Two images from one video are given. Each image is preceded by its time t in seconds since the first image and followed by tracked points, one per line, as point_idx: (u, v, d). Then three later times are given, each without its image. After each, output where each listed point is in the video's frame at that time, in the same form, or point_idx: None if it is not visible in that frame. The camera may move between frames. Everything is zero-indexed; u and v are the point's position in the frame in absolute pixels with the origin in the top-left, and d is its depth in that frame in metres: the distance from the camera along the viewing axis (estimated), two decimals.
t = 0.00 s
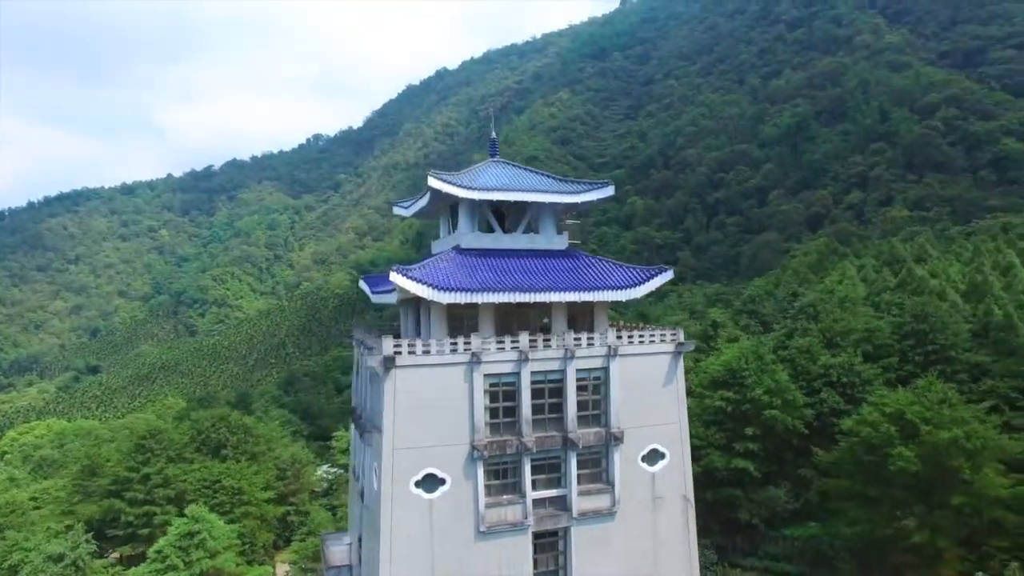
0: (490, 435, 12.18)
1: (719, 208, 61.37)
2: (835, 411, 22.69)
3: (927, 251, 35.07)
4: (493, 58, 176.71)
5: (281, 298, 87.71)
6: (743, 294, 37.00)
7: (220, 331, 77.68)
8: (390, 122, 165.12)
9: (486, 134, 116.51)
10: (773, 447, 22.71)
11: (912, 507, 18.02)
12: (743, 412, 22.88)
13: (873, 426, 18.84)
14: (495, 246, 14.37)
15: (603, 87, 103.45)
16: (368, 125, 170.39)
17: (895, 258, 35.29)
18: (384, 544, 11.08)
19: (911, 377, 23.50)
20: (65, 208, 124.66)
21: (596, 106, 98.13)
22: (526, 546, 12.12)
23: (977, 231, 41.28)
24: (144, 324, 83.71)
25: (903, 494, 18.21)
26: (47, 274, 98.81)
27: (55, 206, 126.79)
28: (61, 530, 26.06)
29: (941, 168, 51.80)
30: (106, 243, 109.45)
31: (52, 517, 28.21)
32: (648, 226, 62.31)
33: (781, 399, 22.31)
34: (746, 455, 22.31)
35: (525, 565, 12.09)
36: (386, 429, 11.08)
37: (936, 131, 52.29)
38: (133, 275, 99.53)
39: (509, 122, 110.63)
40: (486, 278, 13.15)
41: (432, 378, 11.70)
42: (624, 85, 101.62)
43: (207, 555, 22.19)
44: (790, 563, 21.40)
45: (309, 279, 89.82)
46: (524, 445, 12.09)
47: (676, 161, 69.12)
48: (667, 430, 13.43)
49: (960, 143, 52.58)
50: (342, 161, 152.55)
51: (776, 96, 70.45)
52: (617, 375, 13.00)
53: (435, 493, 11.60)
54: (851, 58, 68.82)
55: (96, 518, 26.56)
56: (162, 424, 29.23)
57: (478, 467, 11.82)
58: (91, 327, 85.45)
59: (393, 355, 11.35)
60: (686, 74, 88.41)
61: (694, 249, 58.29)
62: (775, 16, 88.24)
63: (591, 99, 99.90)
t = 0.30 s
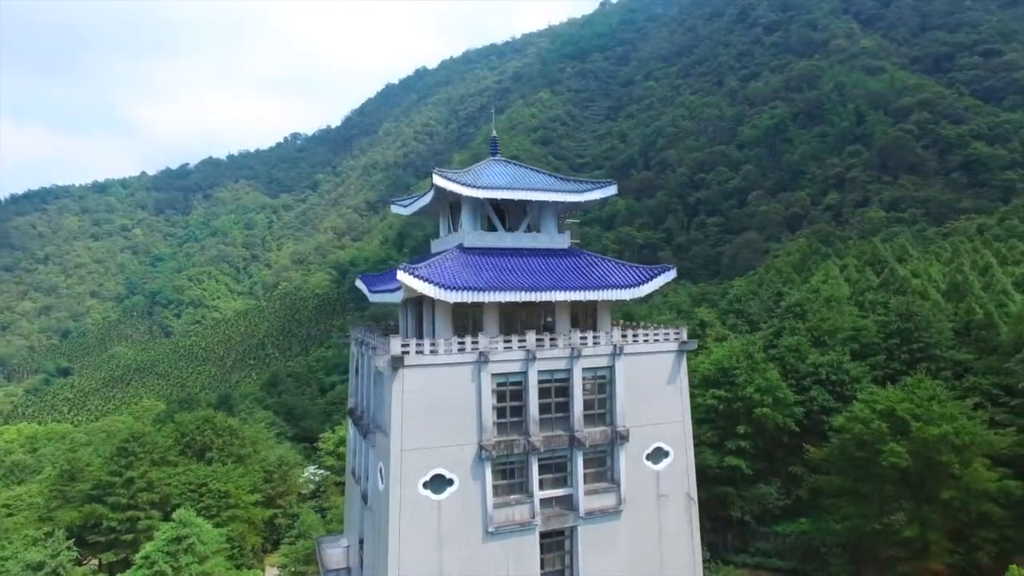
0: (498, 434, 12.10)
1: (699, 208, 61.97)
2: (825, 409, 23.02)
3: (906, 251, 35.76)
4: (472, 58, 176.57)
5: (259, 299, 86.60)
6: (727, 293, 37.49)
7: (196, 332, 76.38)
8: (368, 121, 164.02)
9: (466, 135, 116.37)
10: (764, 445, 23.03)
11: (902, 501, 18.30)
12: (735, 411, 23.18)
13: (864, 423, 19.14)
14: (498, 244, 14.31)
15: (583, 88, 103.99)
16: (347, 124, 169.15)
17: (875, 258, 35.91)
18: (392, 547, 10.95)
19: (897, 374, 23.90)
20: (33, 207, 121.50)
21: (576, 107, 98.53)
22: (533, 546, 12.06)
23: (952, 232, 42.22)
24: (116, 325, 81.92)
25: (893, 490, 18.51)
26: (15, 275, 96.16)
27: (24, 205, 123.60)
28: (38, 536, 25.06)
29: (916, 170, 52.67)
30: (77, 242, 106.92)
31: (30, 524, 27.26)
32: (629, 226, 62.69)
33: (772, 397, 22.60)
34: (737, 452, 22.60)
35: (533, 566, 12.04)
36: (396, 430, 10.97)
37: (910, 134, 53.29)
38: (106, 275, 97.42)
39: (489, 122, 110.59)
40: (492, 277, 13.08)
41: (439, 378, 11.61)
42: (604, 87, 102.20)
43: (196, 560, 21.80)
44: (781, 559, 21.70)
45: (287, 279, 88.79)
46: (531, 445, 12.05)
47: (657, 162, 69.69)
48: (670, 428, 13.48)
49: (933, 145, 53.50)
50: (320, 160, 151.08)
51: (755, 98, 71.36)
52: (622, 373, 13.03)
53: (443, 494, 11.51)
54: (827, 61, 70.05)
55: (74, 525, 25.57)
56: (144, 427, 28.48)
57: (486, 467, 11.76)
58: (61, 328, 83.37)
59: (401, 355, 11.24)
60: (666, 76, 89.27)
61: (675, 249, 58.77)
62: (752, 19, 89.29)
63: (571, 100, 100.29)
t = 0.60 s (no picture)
0: (505, 434, 12.05)
1: (683, 209, 62.36)
2: (816, 407, 23.27)
3: (890, 251, 36.28)
4: (455, 57, 176.32)
5: (240, 299, 85.53)
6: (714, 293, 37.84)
7: (175, 332, 75.21)
8: (351, 120, 162.99)
9: (449, 134, 116.14)
10: (757, 443, 23.24)
11: (894, 498, 18.51)
12: (728, 409, 23.38)
13: (857, 420, 19.38)
14: (501, 243, 14.30)
15: (567, 89, 104.33)
16: (329, 123, 167.88)
17: (861, 258, 36.38)
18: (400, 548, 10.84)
19: (886, 373, 24.25)
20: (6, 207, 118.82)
21: (560, 107, 98.72)
22: (539, 545, 12.02)
23: (933, 233, 42.94)
24: (92, 326, 80.30)
25: (886, 486, 18.74)
26: None
27: None
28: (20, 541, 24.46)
29: (895, 172, 53.54)
30: (51, 241, 104.64)
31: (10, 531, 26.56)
32: (614, 226, 62.93)
33: (764, 395, 22.79)
34: (730, 450, 22.80)
35: (540, 565, 12.01)
36: (403, 430, 10.88)
37: (890, 137, 54.14)
38: (82, 275, 95.47)
39: (473, 122, 110.43)
40: (497, 276, 13.03)
41: (447, 377, 11.53)
42: (587, 88, 102.64)
43: (186, 564, 21.52)
44: (775, 556, 21.77)
45: (269, 279, 87.78)
46: (537, 444, 12.02)
47: (641, 163, 70.08)
48: (673, 426, 13.52)
49: (911, 148, 54.34)
50: (301, 159, 149.70)
51: (738, 100, 72.00)
52: (627, 371, 13.05)
53: (451, 494, 11.42)
54: (808, 64, 70.96)
55: (57, 530, 24.97)
56: (130, 430, 27.95)
57: (493, 467, 11.69)
58: (35, 329, 81.47)
59: (409, 354, 11.13)
60: (650, 78, 89.88)
61: (660, 249, 59.09)
62: (735, 22, 89.84)
63: (555, 100, 100.49)
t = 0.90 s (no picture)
0: (512, 433, 11.99)
1: (665, 209, 62.80)
2: (806, 405, 23.55)
3: (871, 252, 36.94)
4: (436, 57, 175.81)
5: (219, 299, 84.30)
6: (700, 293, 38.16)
7: (152, 333, 73.83)
8: (331, 119, 161.69)
9: (430, 134, 115.79)
10: (748, 440, 23.52)
11: (884, 493, 18.83)
12: (721, 407, 23.61)
13: (849, 417, 19.66)
14: (504, 241, 14.25)
15: (548, 89, 104.61)
16: (308, 121, 166.28)
17: (845, 258, 36.94)
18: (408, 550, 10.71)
19: (873, 371, 24.68)
20: None
21: (541, 108, 98.88)
22: (546, 545, 11.98)
23: (911, 234, 43.78)
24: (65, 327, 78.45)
25: (876, 482, 19.04)
26: None
27: None
28: None
29: (873, 174, 54.53)
30: (21, 240, 102.00)
31: None
32: (597, 227, 63.22)
33: (756, 393, 23.01)
34: (723, 448, 23.05)
35: (547, 564, 11.97)
36: (412, 429, 10.76)
37: (867, 140, 55.14)
38: (54, 274, 93.17)
39: (454, 122, 110.17)
40: (502, 274, 12.97)
41: (455, 376, 11.44)
42: (569, 89, 103.05)
43: (176, 569, 21.19)
44: (766, 552, 22.09)
45: (248, 279, 86.58)
46: (544, 443, 11.98)
47: (624, 163, 70.47)
48: (676, 424, 13.57)
49: (888, 150, 55.35)
50: (280, 158, 148.12)
51: (719, 102, 72.69)
52: (631, 370, 13.07)
53: (459, 494, 11.33)
54: (788, 67, 71.95)
55: (37, 536, 24.25)
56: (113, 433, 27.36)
57: (501, 466, 11.63)
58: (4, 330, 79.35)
59: (417, 353, 11.00)
60: (632, 79, 90.49)
61: (643, 249, 59.46)
62: (716, 24, 90.51)
63: (537, 100, 100.65)
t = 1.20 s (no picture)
0: (517, 432, 11.95)
1: (648, 209, 63.17)
2: (796, 403, 23.83)
3: (853, 252, 37.54)
4: (418, 56, 175.38)
5: (198, 299, 83.07)
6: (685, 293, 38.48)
7: (128, 334, 72.43)
8: (311, 118, 160.41)
9: (412, 134, 115.41)
10: (739, 438, 23.79)
11: (874, 488, 19.10)
12: (712, 406, 23.83)
13: (840, 414, 19.94)
14: (504, 239, 14.21)
15: (530, 89, 104.83)
16: (288, 120, 164.77)
17: (828, 258, 37.49)
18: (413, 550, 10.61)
19: (860, 369, 25.05)
20: None
21: (524, 108, 98.99)
22: (551, 544, 11.95)
23: (891, 235, 44.60)
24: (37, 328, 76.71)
25: (866, 478, 19.32)
26: None
27: None
28: None
29: (852, 176, 55.42)
30: None
31: None
32: (582, 227, 63.40)
33: (747, 392, 23.26)
34: (714, 446, 23.27)
35: (551, 564, 11.94)
36: (417, 430, 10.66)
37: (846, 142, 56.02)
38: (26, 273, 90.97)
39: (436, 122, 109.91)
40: (504, 273, 12.94)
41: (458, 376, 11.36)
42: (551, 90, 103.36)
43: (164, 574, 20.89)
44: (758, 548, 22.34)
45: (228, 279, 85.36)
46: (548, 442, 11.94)
47: (606, 164, 70.75)
48: (677, 421, 13.64)
49: (867, 153, 56.31)
50: (260, 157, 146.53)
51: (700, 103, 73.38)
52: (633, 368, 13.10)
53: (463, 494, 11.26)
54: (768, 70, 72.85)
55: (17, 542, 23.61)
56: (95, 436, 26.83)
57: (505, 465, 11.60)
58: None
59: (422, 352, 10.91)
60: (614, 81, 90.99)
61: (626, 249, 59.72)
62: (697, 27, 91.25)
63: (520, 100, 100.75)
